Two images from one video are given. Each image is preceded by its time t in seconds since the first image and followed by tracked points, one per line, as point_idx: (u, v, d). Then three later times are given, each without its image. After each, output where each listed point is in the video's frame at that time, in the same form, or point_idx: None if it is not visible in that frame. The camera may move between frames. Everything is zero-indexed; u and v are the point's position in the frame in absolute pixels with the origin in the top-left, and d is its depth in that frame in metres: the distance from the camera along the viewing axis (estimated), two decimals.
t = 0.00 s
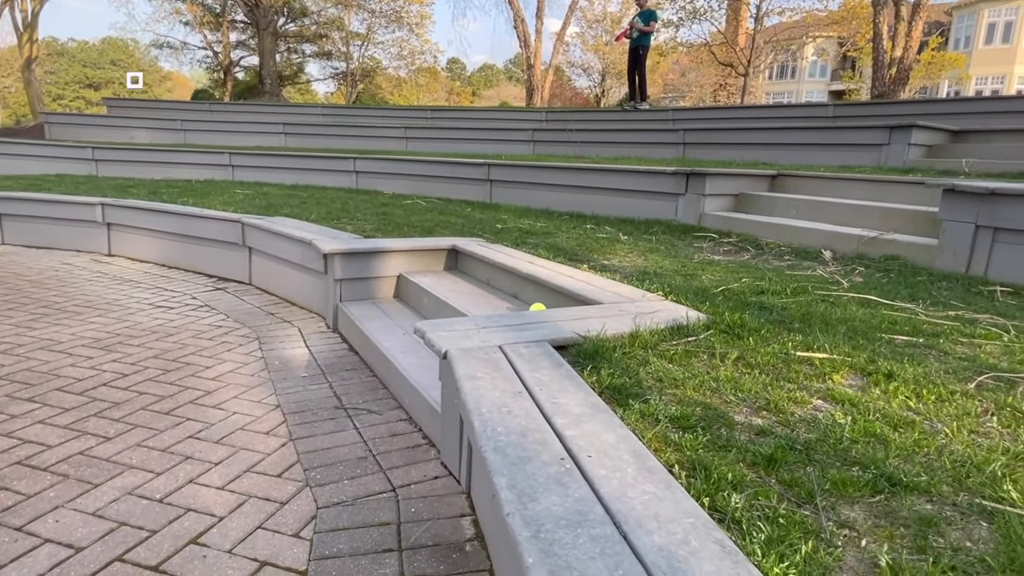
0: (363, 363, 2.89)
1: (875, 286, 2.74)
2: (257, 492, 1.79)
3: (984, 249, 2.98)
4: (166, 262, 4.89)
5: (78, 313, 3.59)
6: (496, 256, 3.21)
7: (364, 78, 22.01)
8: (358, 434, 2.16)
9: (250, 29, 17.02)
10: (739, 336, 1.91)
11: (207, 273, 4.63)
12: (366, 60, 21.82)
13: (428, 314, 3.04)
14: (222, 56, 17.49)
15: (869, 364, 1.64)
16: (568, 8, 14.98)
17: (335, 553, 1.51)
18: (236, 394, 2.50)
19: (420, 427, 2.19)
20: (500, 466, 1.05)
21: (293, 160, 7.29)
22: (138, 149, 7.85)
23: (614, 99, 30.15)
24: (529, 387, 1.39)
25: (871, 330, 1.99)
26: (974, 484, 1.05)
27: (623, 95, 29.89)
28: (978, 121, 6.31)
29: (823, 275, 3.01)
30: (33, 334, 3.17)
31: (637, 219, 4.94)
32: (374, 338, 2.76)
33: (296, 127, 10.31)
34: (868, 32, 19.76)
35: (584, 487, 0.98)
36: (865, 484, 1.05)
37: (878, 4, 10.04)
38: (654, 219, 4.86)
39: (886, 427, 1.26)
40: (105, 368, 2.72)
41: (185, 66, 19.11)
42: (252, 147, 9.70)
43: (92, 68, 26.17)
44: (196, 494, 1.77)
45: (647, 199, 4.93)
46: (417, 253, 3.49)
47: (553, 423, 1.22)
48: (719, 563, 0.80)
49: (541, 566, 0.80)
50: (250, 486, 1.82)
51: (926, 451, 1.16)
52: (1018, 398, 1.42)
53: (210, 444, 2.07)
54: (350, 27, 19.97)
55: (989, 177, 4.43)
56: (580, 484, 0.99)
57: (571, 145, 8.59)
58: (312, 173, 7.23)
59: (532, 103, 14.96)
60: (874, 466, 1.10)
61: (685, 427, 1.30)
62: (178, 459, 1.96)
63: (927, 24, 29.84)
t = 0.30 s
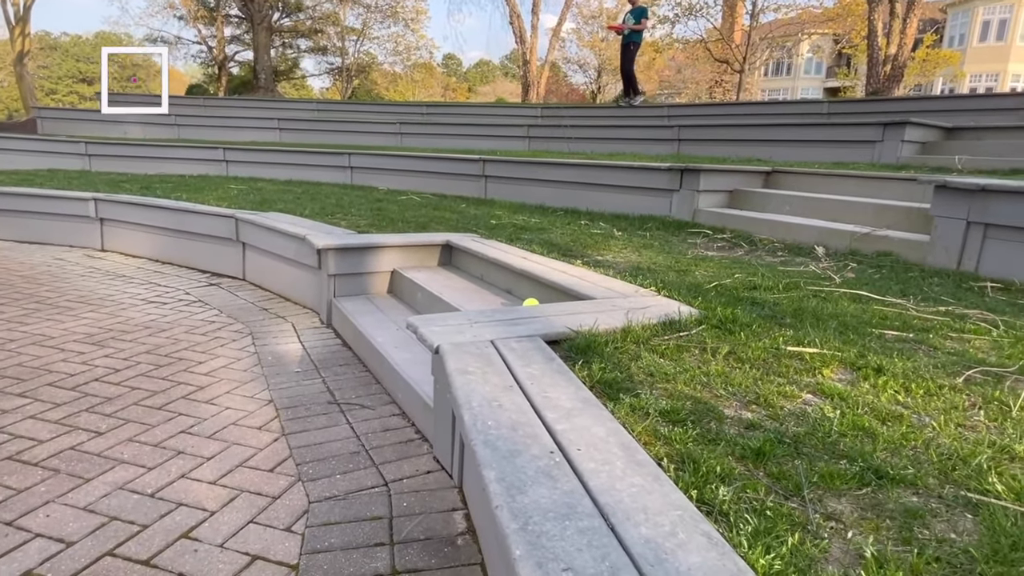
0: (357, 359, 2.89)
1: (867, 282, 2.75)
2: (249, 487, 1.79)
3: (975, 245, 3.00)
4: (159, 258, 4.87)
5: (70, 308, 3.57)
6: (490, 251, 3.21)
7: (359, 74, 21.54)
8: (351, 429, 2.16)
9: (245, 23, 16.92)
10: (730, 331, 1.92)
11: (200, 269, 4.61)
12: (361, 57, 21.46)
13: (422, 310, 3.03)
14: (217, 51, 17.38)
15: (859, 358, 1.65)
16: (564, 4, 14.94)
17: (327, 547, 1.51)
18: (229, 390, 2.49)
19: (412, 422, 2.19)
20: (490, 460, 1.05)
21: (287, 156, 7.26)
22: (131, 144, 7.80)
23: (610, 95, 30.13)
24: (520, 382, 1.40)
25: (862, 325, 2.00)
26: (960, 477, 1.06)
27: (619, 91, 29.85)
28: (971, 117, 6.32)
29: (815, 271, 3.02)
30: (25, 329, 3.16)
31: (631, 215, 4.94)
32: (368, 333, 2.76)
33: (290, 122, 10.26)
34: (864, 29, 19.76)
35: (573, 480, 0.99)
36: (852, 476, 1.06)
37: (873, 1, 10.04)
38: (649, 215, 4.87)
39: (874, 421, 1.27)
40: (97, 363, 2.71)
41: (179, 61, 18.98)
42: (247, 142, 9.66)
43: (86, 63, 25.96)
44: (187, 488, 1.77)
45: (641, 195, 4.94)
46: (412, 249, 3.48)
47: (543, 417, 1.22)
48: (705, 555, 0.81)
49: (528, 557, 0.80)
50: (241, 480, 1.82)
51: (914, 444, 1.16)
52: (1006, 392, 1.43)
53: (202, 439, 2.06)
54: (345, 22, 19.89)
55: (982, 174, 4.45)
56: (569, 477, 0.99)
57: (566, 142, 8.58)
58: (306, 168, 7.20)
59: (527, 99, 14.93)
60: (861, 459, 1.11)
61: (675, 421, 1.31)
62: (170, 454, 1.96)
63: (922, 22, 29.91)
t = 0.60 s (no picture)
0: (353, 358, 2.88)
1: (862, 281, 2.76)
2: (246, 487, 1.79)
3: (969, 245, 3.01)
4: (155, 257, 4.85)
5: (65, 307, 3.56)
6: (486, 250, 3.21)
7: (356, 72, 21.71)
8: (348, 429, 2.16)
9: (241, 21, 16.86)
10: (727, 331, 1.92)
11: (196, 268, 4.59)
12: (357, 54, 21.55)
13: (419, 309, 3.03)
14: (212, 48, 17.31)
15: (854, 358, 1.66)
16: (561, 3, 14.95)
17: (324, 547, 1.51)
18: (225, 389, 2.49)
19: (410, 422, 2.19)
20: (487, 460, 1.05)
21: (283, 155, 7.24)
22: (126, 142, 7.76)
23: (607, 93, 30.15)
24: (517, 381, 1.40)
25: (857, 324, 2.01)
26: (955, 476, 1.06)
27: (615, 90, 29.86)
28: (966, 117, 6.34)
29: (811, 271, 3.04)
30: (19, 328, 3.14)
31: (628, 214, 4.95)
32: (364, 332, 2.76)
33: (286, 120, 10.24)
34: (859, 28, 19.80)
35: (570, 480, 0.99)
36: (848, 476, 1.07)
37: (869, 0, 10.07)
38: (645, 214, 4.87)
39: (870, 420, 1.28)
40: (92, 363, 2.71)
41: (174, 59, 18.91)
42: (243, 140, 9.64)
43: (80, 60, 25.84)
44: (184, 488, 1.77)
45: (638, 194, 4.94)
46: (408, 248, 3.48)
47: (540, 417, 1.22)
48: (702, 554, 0.81)
49: (525, 558, 0.80)
50: (238, 480, 1.82)
51: (908, 444, 1.17)
52: (1000, 391, 1.44)
53: (198, 438, 2.06)
54: (341, 20, 19.84)
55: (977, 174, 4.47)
56: (566, 477, 0.99)
57: (563, 140, 8.58)
58: (302, 167, 7.19)
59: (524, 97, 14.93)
60: (857, 459, 1.12)
61: (672, 421, 1.31)
62: (166, 454, 1.96)
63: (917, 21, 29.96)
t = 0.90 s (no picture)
0: (350, 362, 2.88)
1: (857, 285, 2.77)
2: (242, 493, 1.78)
3: (963, 248, 3.03)
4: (149, 260, 4.83)
5: (59, 311, 3.54)
6: (483, 254, 3.21)
7: (352, 74, 21.73)
8: (344, 434, 2.15)
9: (236, 23, 16.84)
10: (724, 335, 1.92)
11: (191, 271, 4.58)
12: (353, 55, 21.55)
13: (415, 313, 3.03)
14: (207, 50, 17.26)
15: (851, 362, 1.66)
16: (556, 6, 14.98)
17: (320, 553, 1.50)
18: (221, 394, 2.47)
19: (406, 426, 2.19)
20: (485, 467, 1.05)
21: (279, 157, 7.23)
22: (120, 144, 7.72)
23: (602, 96, 30.20)
24: (514, 387, 1.40)
25: (853, 328, 2.02)
26: (951, 481, 1.07)
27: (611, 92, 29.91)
28: (959, 120, 6.38)
29: (806, 274, 3.04)
30: (13, 332, 3.12)
31: (624, 217, 4.96)
32: (361, 337, 2.75)
33: (282, 122, 10.22)
34: (854, 31, 19.88)
35: (567, 487, 0.99)
36: (845, 482, 1.07)
37: (863, 4, 10.12)
38: (641, 217, 4.88)
39: (867, 425, 1.28)
40: (87, 367, 2.69)
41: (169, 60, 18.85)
42: (238, 143, 9.61)
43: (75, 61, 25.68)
44: (179, 494, 1.76)
45: (634, 197, 4.95)
46: (405, 251, 3.48)
47: (538, 423, 1.22)
48: (700, 562, 0.81)
49: (523, 566, 0.80)
50: (234, 486, 1.81)
51: (905, 449, 1.17)
52: (996, 396, 1.45)
53: (194, 444, 2.05)
54: (337, 22, 19.84)
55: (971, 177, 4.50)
56: (564, 485, 0.99)
57: (559, 143, 8.59)
58: (298, 169, 7.17)
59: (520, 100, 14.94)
60: (854, 464, 1.12)
61: (669, 426, 1.31)
62: (162, 459, 1.95)
63: (910, 24, 30.08)
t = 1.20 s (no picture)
0: (345, 367, 2.86)
1: (852, 288, 2.78)
2: (237, 499, 1.76)
3: (957, 251, 3.04)
4: (143, 266, 4.80)
5: (52, 318, 3.51)
6: (478, 258, 3.20)
7: (346, 81, 21.77)
8: (340, 439, 2.14)
9: (230, 29, 16.86)
10: (721, 338, 1.92)
11: (185, 277, 4.55)
12: (347, 62, 21.60)
13: (411, 317, 3.02)
14: (201, 57, 17.27)
15: (849, 364, 1.66)
16: (550, 13, 15.06)
17: (317, 559, 1.49)
18: (216, 400, 2.46)
19: (403, 431, 2.17)
20: (485, 471, 1.04)
21: (273, 163, 7.22)
22: (113, 150, 7.70)
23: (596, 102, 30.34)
24: (513, 390, 1.39)
25: (850, 331, 2.02)
26: (952, 482, 1.07)
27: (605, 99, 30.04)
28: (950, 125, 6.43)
29: (802, 277, 3.05)
30: (5, 339, 3.10)
31: (619, 222, 4.97)
32: (357, 342, 2.74)
33: (276, 129, 10.22)
34: (845, 38, 20.03)
35: (568, 490, 0.98)
36: (845, 483, 1.07)
37: (854, 11, 10.21)
38: (636, 222, 4.89)
39: (865, 426, 1.28)
40: (80, 374, 2.67)
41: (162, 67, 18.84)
42: (232, 149, 9.60)
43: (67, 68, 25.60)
44: (173, 501, 1.74)
45: (629, 202, 4.96)
46: (401, 255, 3.47)
47: (537, 426, 1.21)
48: (703, 564, 0.81)
49: (525, 569, 0.80)
50: (230, 492, 1.80)
51: (904, 450, 1.18)
52: (993, 396, 1.45)
53: (189, 450, 2.03)
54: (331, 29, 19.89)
55: (964, 181, 4.53)
56: (565, 487, 0.99)
57: (553, 148, 8.61)
58: (292, 175, 7.17)
59: (515, 106, 14.99)
60: (853, 465, 1.12)
61: (668, 428, 1.31)
62: (156, 466, 1.93)
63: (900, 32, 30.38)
